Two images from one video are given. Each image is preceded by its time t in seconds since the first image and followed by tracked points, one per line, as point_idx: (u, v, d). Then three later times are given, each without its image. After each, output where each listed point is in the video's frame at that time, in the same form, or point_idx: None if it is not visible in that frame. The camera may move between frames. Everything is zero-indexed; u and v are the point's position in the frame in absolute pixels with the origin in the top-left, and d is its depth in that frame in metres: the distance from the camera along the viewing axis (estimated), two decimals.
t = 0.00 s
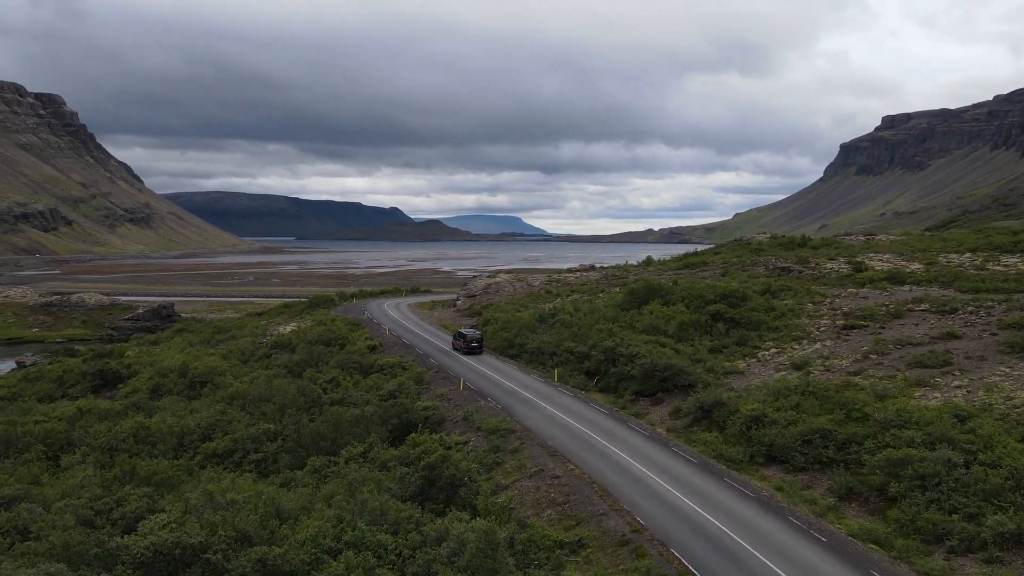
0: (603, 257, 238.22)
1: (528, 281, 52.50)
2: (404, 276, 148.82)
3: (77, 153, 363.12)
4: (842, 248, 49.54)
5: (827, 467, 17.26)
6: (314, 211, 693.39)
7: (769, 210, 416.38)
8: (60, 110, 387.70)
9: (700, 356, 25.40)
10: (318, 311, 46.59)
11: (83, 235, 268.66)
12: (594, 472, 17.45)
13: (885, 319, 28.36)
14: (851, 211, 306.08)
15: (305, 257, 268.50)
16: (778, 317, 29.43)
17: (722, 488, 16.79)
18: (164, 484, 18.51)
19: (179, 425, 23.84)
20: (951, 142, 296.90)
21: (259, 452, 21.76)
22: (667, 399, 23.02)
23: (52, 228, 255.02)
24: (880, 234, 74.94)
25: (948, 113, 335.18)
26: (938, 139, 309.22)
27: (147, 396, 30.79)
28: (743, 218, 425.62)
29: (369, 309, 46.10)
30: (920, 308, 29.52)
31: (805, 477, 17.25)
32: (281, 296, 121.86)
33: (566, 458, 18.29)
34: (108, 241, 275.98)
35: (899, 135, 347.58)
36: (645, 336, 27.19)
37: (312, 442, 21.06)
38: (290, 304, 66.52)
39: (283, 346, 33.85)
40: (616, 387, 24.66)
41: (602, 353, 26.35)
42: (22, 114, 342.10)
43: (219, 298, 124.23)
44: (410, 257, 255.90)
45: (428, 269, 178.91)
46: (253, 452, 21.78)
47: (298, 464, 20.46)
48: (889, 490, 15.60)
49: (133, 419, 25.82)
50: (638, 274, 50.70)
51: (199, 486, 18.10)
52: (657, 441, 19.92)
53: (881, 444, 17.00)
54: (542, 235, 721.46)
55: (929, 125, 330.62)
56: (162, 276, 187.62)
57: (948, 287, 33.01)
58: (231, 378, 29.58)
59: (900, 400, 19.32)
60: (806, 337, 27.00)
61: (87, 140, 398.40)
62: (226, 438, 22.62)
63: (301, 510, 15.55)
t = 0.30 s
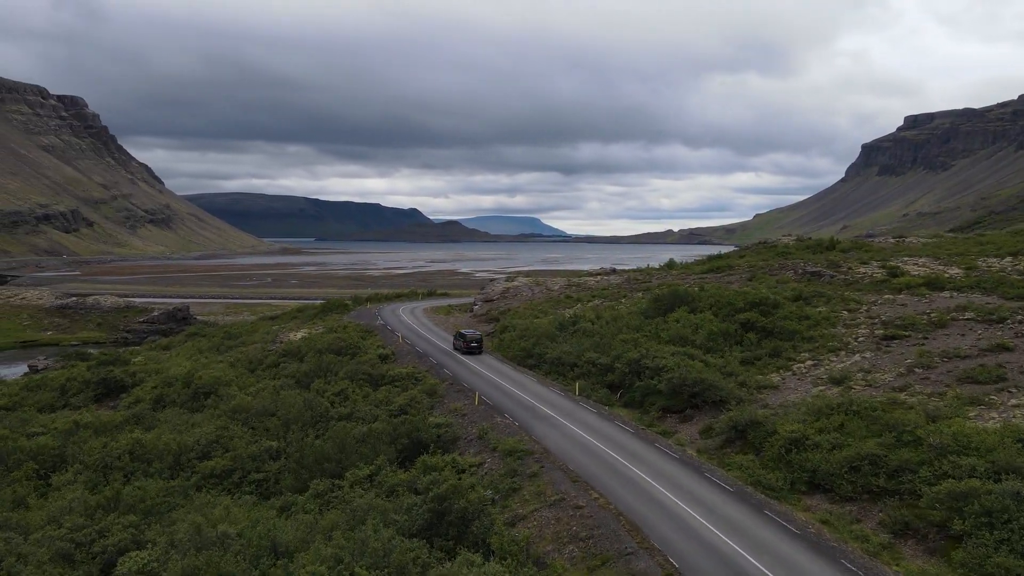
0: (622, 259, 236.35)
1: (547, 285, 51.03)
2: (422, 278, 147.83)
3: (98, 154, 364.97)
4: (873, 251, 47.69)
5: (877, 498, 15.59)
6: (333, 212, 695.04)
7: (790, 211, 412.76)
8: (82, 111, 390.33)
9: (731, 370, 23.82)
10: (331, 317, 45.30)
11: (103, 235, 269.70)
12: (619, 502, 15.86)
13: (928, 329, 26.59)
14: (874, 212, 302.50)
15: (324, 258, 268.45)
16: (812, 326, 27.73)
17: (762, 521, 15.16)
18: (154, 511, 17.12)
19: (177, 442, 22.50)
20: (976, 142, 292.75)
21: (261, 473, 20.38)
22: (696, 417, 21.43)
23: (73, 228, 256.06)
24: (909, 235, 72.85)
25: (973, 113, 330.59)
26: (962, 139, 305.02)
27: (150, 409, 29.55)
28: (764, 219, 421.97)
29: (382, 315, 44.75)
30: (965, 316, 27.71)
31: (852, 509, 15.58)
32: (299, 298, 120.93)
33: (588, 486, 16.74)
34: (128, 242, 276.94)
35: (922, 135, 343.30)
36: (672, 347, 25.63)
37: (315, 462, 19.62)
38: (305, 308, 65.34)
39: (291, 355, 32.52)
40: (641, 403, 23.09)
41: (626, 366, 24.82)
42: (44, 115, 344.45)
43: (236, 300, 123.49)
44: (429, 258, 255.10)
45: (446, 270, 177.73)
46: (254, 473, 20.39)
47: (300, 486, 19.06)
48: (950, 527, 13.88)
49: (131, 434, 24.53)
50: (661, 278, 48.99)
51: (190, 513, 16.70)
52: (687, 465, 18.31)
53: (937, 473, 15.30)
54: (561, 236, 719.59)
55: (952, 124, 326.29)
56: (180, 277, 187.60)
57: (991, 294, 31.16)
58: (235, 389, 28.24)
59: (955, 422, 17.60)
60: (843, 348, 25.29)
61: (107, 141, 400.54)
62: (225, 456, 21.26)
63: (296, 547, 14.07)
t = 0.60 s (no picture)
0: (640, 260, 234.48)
1: (564, 288, 49.54)
2: (437, 279, 146.61)
3: (116, 155, 366.39)
4: (904, 254, 45.80)
5: (931, 535, 13.88)
6: (350, 212, 696.05)
7: (810, 211, 409.07)
8: (101, 112, 392.03)
9: (761, 383, 22.18)
10: (341, 322, 43.93)
11: (122, 235, 270.40)
12: (642, 537, 14.35)
13: (972, 339, 24.78)
14: (895, 212, 298.90)
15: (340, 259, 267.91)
16: (847, 336, 26.01)
17: (803, 560, 13.55)
18: (134, 542, 15.72)
19: (169, 459, 21.13)
20: (999, 142, 288.71)
21: (256, 495, 18.94)
22: (725, 436, 19.82)
23: (92, 229, 256.74)
24: (938, 237, 70.68)
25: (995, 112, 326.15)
26: (984, 139, 300.87)
27: (148, 421, 28.22)
28: (783, 219, 418.37)
29: (393, 320, 43.35)
30: (1010, 324, 25.90)
31: (904, 545, 13.88)
32: (314, 300, 119.95)
33: (608, 517, 15.19)
34: (146, 242, 277.53)
35: (944, 134, 339.03)
36: (696, 358, 24.02)
37: (313, 485, 18.17)
38: (317, 311, 64.11)
39: (296, 364, 31.12)
40: (665, 420, 21.50)
41: (648, 379, 23.27)
42: (64, 116, 346.13)
43: (251, 302, 122.66)
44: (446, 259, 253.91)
45: (462, 271, 176.43)
46: (248, 495, 18.95)
47: (296, 511, 17.60)
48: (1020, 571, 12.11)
49: (123, 449, 23.18)
50: (682, 282, 47.32)
51: (172, 546, 15.26)
52: (714, 491, 16.77)
53: (1001, 508, 13.53)
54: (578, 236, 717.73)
55: (975, 123, 321.98)
56: (196, 278, 187.43)
57: None
58: (236, 399, 26.87)
59: (1014, 446, 15.84)
60: (880, 360, 23.56)
61: (126, 142, 402.21)
62: (219, 475, 19.88)
63: None
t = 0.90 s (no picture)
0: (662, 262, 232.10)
1: (582, 293, 47.94)
2: (457, 282, 145.30)
3: (140, 157, 368.40)
4: (938, 258, 43.71)
5: None
6: (372, 214, 697.02)
7: (834, 212, 404.57)
8: (125, 115, 394.55)
9: (791, 401, 20.39)
10: (351, 328, 42.51)
11: (144, 236, 271.47)
12: None
13: (1020, 352, 22.84)
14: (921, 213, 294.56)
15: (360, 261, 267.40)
16: (882, 347, 24.16)
17: None
18: None
19: (152, 478, 19.69)
20: None
21: (242, 521, 17.44)
22: (752, 459, 18.11)
23: (115, 230, 257.74)
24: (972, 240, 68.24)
25: None
26: (1012, 139, 295.88)
27: (141, 434, 26.82)
28: (806, 221, 414.31)
29: (404, 326, 41.89)
30: None
31: None
32: (331, 302, 119.00)
33: (622, 557, 13.55)
34: (169, 243, 278.55)
35: (971, 134, 333.97)
36: (720, 372, 22.30)
37: (301, 512, 16.64)
38: (331, 315, 62.75)
39: (298, 374, 29.67)
40: (687, 441, 19.80)
41: (668, 394, 21.58)
42: (88, 118, 348.47)
43: (269, 303, 122.02)
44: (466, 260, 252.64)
45: (481, 273, 175.14)
46: (234, 521, 17.46)
47: (282, 542, 16.08)
48: None
49: (109, 466, 21.80)
50: (705, 286, 45.49)
51: None
52: (739, 524, 15.14)
53: None
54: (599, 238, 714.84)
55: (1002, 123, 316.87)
56: (216, 279, 187.31)
57: None
58: (231, 412, 25.45)
59: None
60: (920, 374, 21.69)
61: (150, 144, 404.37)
62: (204, 498, 18.41)
63: None
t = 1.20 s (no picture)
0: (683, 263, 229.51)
1: (600, 297, 46.24)
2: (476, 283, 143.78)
3: (161, 158, 369.77)
4: (974, 261, 41.57)
5: None
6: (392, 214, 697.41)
7: (857, 212, 399.88)
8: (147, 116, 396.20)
9: (825, 422, 18.62)
10: (359, 334, 41.01)
11: (164, 237, 272.00)
12: None
13: None
14: (946, 213, 289.99)
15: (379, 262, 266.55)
16: (922, 361, 22.26)
17: None
18: None
19: (130, 503, 18.18)
20: None
21: (223, 554, 15.84)
22: (783, 489, 16.37)
23: (136, 231, 258.35)
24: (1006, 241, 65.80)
25: None
26: None
27: (131, 449, 25.39)
28: (828, 221, 409.88)
29: (414, 332, 40.34)
30: None
31: None
32: (348, 304, 117.77)
33: None
34: (189, 244, 278.96)
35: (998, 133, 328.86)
36: (746, 388, 20.53)
37: (285, 546, 15.07)
38: (344, 319, 61.33)
39: (298, 386, 28.17)
40: (710, 467, 18.08)
41: (690, 413, 19.85)
42: (110, 119, 350.11)
43: (286, 305, 120.98)
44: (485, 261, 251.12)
45: (500, 274, 173.55)
46: (214, 553, 15.87)
47: None
48: None
49: (89, 487, 20.33)
50: (728, 291, 43.64)
51: None
52: (771, 568, 13.42)
53: None
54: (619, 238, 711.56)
55: None
56: (235, 280, 186.83)
57: None
58: (224, 428, 23.96)
59: None
60: (966, 391, 19.79)
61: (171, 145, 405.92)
62: (182, 527, 16.86)
63: None
